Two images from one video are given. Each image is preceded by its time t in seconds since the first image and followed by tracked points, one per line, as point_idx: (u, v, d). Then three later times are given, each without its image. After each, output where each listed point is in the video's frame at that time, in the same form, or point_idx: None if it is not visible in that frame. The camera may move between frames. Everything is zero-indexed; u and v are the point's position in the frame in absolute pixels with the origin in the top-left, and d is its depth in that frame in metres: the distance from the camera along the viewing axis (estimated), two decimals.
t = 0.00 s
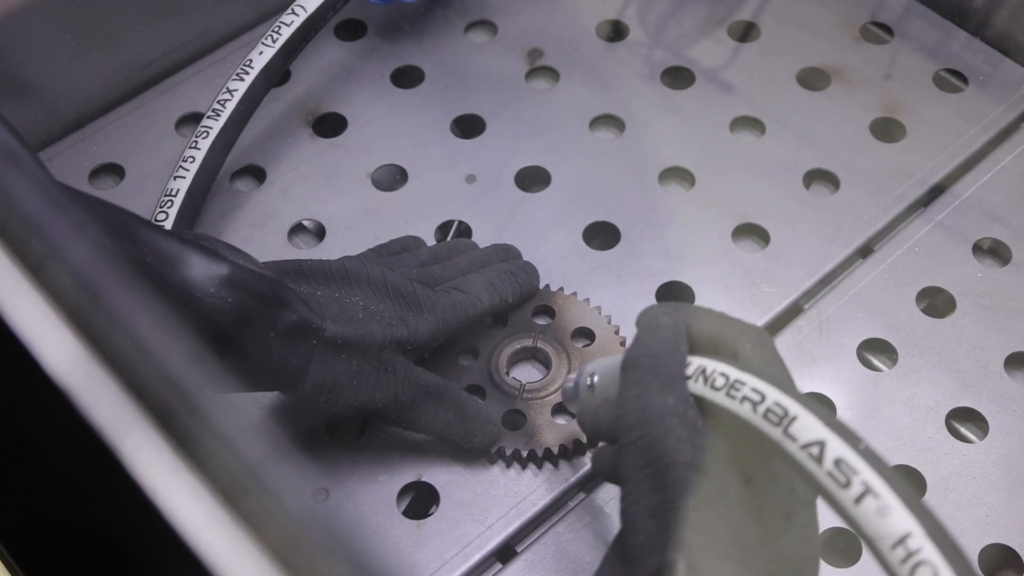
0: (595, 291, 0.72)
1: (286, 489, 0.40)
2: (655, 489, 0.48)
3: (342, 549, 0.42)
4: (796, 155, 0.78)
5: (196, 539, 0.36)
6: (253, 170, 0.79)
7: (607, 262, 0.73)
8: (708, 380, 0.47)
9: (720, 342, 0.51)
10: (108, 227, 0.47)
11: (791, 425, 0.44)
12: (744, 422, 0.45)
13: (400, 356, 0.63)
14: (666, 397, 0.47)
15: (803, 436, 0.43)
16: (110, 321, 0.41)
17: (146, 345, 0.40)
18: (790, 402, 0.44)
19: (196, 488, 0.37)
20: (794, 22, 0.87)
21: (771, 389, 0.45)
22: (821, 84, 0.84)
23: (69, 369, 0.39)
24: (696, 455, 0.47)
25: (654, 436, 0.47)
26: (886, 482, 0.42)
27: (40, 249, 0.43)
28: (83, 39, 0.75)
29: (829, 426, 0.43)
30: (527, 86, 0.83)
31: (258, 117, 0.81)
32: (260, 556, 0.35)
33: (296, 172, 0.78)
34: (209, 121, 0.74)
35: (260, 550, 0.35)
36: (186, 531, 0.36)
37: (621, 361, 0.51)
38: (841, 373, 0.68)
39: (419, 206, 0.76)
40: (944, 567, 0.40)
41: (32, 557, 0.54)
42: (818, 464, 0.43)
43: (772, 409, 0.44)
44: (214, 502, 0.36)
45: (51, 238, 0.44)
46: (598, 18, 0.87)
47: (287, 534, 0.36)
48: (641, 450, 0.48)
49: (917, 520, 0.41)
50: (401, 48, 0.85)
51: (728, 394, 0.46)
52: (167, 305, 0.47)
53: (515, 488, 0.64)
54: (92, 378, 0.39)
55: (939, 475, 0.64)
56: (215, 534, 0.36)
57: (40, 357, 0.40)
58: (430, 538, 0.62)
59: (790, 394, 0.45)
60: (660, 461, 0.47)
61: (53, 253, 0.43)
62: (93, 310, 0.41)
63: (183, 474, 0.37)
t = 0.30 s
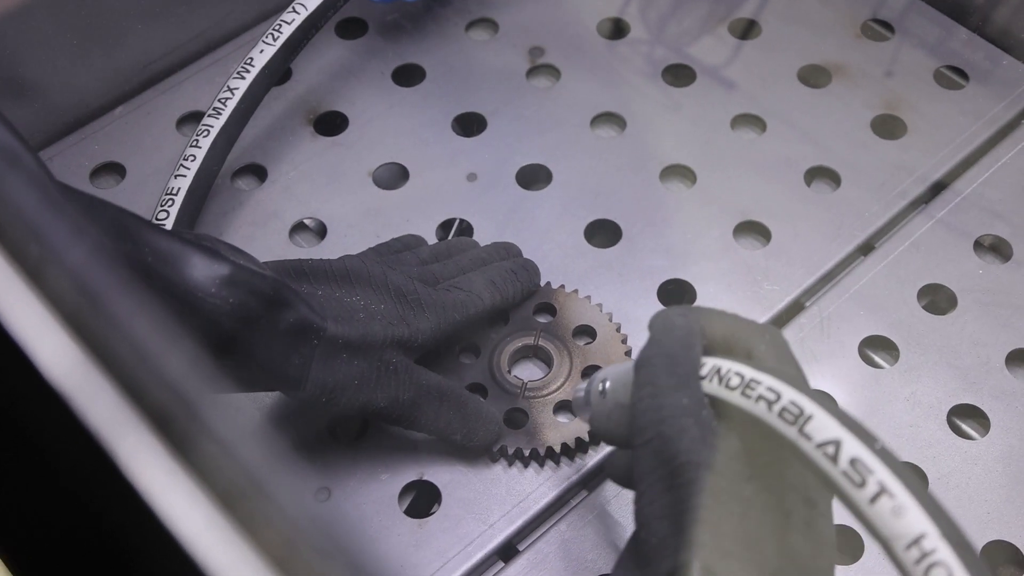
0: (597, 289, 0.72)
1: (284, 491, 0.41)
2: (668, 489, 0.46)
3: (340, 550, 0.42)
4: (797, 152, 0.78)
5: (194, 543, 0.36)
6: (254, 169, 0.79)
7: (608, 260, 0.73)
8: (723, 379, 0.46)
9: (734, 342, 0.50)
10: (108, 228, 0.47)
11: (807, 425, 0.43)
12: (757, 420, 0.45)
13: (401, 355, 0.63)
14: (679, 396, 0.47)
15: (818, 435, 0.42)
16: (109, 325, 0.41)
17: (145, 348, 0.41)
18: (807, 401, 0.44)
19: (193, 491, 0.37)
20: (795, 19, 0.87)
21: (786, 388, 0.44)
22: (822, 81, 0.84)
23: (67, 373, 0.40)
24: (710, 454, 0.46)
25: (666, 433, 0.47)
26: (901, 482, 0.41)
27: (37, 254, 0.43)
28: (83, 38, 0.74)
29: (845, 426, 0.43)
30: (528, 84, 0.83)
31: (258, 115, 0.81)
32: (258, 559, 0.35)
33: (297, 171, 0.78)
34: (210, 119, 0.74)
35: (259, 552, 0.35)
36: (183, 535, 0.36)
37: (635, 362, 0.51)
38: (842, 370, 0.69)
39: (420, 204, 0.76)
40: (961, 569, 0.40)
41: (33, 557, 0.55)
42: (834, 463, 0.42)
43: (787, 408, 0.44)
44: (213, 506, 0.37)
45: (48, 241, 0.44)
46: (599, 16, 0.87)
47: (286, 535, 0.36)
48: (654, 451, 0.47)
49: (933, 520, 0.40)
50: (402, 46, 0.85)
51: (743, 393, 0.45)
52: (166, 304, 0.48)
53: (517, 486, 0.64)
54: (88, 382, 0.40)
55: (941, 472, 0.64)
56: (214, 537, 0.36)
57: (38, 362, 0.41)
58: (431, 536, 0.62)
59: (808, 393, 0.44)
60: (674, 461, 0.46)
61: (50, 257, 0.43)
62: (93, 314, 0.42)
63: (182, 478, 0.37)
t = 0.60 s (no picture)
0: (587, 287, 0.72)
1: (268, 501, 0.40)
2: (636, 484, 0.46)
3: (325, 560, 0.42)
4: (785, 147, 0.78)
5: (175, 558, 0.35)
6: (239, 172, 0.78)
7: (597, 258, 0.73)
8: (683, 371, 0.47)
9: (695, 336, 0.50)
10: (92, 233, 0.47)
11: (767, 410, 0.44)
12: (719, 410, 0.45)
13: (392, 357, 0.62)
14: (642, 390, 0.47)
15: (778, 419, 0.43)
16: (86, 338, 0.40)
17: (124, 363, 0.40)
18: (764, 386, 0.44)
19: (172, 504, 0.37)
20: (781, 14, 0.87)
21: (744, 375, 0.45)
22: (808, 76, 0.84)
23: (43, 391, 0.40)
24: (673, 445, 0.46)
25: (630, 427, 0.47)
26: (860, 458, 0.42)
27: (11, 268, 0.43)
28: (64, 43, 0.74)
29: (803, 408, 0.43)
30: (514, 83, 0.83)
31: (243, 118, 0.80)
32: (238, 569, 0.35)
33: (283, 174, 0.77)
34: (194, 124, 0.73)
35: (239, 563, 0.35)
36: (162, 548, 0.36)
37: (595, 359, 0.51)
38: (834, 364, 0.68)
39: (407, 205, 0.76)
40: (924, 541, 0.40)
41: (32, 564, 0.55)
42: (795, 446, 0.42)
43: (747, 395, 0.44)
44: (192, 520, 0.36)
45: (16, 247, 0.43)
46: (585, 14, 0.87)
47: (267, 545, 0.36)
48: (620, 447, 0.47)
49: (896, 495, 0.41)
50: (387, 47, 0.85)
51: (703, 383, 0.46)
52: (148, 312, 0.47)
53: (510, 487, 0.64)
54: (65, 399, 0.39)
55: (934, 464, 0.64)
56: (195, 552, 0.35)
57: (15, 378, 0.40)
58: (425, 540, 0.62)
59: (764, 377, 0.45)
60: (640, 456, 0.46)
61: (23, 271, 0.43)
62: (67, 328, 0.41)
63: (160, 493, 0.37)
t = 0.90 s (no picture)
0: (574, 285, 0.72)
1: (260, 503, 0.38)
2: (624, 485, 0.51)
3: (318, 563, 0.40)
4: (772, 144, 0.78)
5: (164, 556, 0.34)
6: (227, 170, 0.78)
7: (585, 254, 0.73)
8: (671, 378, 0.50)
9: (679, 339, 0.56)
10: (78, 233, 0.47)
11: (756, 416, 0.45)
12: (709, 415, 0.47)
13: (380, 355, 0.62)
14: (630, 397, 0.51)
15: (767, 426, 0.45)
16: (71, 332, 0.38)
17: (108, 358, 0.38)
18: (753, 394, 0.46)
19: (161, 502, 0.35)
20: (768, 10, 0.87)
21: (733, 382, 0.47)
22: (796, 71, 0.84)
23: (29, 388, 0.37)
24: (659, 449, 0.50)
25: (619, 431, 0.51)
26: (850, 465, 0.43)
27: None
28: (49, 43, 0.74)
29: (792, 415, 0.45)
30: (502, 80, 0.83)
31: (230, 116, 0.80)
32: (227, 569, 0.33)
33: (271, 172, 0.77)
34: (181, 122, 0.73)
35: (228, 563, 0.33)
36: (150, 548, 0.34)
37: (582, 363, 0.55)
38: (821, 361, 0.68)
39: (394, 203, 0.76)
40: (914, 545, 0.42)
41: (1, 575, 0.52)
42: (784, 452, 0.44)
43: (735, 402, 0.46)
44: (180, 518, 0.34)
45: None
46: (571, 10, 0.87)
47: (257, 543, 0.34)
48: (607, 450, 0.51)
49: (884, 499, 0.42)
50: (374, 45, 0.85)
51: (692, 389, 0.49)
52: (135, 310, 0.47)
53: (498, 484, 0.64)
54: (51, 395, 0.37)
55: (922, 460, 0.64)
56: (183, 549, 0.34)
57: None
58: (413, 537, 0.62)
59: (753, 384, 0.47)
60: (628, 458, 0.50)
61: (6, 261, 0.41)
62: (51, 323, 0.39)
63: (148, 490, 0.35)
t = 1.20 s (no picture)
0: (570, 283, 0.72)
1: (253, 501, 0.38)
2: (625, 483, 0.51)
3: (313, 561, 0.40)
4: (767, 141, 0.78)
5: (157, 553, 0.33)
6: (222, 170, 0.78)
7: (581, 252, 0.73)
8: (672, 375, 0.50)
9: (679, 337, 0.56)
10: (72, 231, 0.47)
11: (757, 414, 0.45)
12: (710, 413, 0.47)
13: (375, 354, 0.62)
14: (630, 394, 0.51)
15: (769, 424, 0.45)
16: (66, 328, 0.38)
17: (104, 356, 0.38)
18: (755, 391, 0.46)
19: (154, 499, 0.35)
20: (763, 8, 0.87)
21: (735, 380, 0.47)
22: (791, 69, 0.84)
23: (24, 384, 0.37)
24: (659, 447, 0.51)
25: (620, 430, 0.51)
26: (853, 464, 0.43)
27: None
28: (44, 43, 0.74)
29: (794, 413, 0.45)
30: (496, 78, 0.83)
31: (225, 115, 0.80)
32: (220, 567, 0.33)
33: (265, 171, 0.77)
34: (175, 121, 0.73)
35: (221, 560, 0.33)
36: (144, 544, 0.34)
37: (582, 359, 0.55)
38: (816, 358, 0.68)
39: (390, 201, 0.76)
40: (917, 544, 0.41)
41: None
42: (786, 450, 0.44)
43: (738, 399, 0.46)
44: (174, 516, 0.34)
45: None
46: (566, 9, 0.87)
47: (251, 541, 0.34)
48: (609, 448, 0.52)
49: (887, 498, 0.42)
50: (369, 43, 0.85)
51: (692, 387, 0.48)
52: (130, 307, 0.47)
53: (494, 482, 0.64)
54: (47, 390, 0.37)
55: (918, 457, 0.64)
56: (176, 546, 0.34)
57: None
58: (410, 536, 0.62)
59: (754, 381, 0.47)
60: (630, 457, 0.51)
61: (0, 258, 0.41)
62: (45, 320, 0.39)
63: (142, 487, 0.35)
